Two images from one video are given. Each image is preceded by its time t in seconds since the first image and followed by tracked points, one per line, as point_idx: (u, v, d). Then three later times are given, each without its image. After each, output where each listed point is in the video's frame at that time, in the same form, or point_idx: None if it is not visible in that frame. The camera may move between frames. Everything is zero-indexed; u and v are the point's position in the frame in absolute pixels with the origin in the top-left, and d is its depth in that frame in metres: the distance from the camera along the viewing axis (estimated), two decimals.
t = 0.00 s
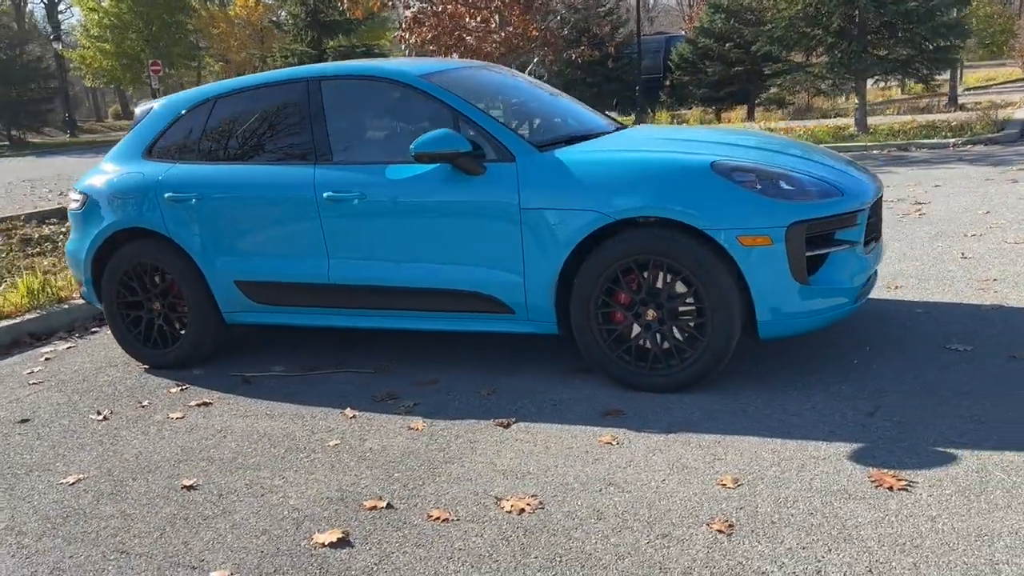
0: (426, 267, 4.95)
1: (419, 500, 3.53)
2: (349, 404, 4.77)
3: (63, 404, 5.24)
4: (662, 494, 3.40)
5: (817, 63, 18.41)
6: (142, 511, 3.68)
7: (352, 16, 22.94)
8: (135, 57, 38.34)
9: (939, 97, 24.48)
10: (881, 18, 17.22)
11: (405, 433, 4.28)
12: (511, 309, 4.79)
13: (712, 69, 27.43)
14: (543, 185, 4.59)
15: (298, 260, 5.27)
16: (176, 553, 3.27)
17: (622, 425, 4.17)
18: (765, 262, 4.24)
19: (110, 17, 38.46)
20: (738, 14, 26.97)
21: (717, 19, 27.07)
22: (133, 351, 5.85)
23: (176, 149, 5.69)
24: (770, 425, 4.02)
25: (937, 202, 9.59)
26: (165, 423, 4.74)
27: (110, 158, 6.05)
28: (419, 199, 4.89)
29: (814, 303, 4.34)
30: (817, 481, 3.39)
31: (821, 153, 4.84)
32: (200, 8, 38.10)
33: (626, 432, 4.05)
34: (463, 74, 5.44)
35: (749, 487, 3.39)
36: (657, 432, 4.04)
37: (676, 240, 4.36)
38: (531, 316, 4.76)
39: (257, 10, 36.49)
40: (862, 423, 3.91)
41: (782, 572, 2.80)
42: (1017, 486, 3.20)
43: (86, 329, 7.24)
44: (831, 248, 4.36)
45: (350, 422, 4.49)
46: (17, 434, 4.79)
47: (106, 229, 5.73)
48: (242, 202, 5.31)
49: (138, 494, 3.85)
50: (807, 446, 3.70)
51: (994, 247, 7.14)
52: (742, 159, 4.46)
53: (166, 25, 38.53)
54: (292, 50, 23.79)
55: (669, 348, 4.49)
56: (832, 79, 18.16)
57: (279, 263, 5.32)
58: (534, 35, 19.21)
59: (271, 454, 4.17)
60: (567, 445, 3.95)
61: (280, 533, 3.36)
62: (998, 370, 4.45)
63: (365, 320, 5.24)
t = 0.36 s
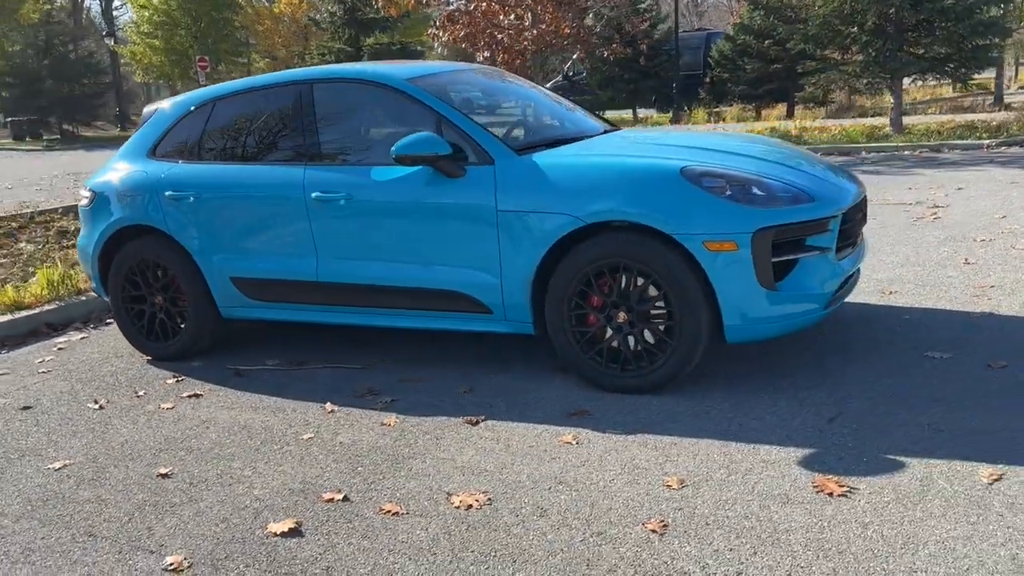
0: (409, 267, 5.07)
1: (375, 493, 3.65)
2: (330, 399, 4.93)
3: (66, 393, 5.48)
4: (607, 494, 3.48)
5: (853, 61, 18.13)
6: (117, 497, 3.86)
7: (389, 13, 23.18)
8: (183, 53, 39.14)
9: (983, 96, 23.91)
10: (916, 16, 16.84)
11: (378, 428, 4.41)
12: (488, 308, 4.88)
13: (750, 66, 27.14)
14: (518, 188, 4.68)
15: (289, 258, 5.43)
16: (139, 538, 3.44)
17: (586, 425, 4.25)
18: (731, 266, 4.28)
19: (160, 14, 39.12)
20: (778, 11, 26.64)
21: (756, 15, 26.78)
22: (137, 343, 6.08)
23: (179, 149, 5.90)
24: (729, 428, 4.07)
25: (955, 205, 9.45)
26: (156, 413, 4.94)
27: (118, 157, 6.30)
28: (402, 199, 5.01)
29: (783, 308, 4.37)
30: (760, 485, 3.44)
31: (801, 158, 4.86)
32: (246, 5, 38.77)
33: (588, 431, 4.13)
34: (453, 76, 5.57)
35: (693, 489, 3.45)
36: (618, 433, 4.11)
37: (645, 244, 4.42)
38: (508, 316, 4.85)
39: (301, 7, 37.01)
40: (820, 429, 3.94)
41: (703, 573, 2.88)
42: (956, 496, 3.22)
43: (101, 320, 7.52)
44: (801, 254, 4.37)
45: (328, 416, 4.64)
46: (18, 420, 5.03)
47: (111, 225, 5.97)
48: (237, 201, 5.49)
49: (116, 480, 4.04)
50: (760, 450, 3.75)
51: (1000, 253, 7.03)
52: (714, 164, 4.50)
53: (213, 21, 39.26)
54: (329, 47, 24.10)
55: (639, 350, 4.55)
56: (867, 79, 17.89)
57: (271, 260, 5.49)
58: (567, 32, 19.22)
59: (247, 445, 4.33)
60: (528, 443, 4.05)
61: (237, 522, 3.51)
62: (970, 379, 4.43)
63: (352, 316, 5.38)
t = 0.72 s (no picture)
0: (395, 266, 5.10)
1: (334, 492, 3.69)
2: (315, 396, 4.99)
3: (66, 382, 5.63)
4: (560, 500, 3.47)
5: (894, 62, 17.72)
6: (89, 487, 3.96)
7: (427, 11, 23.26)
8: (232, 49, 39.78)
9: None
10: (960, 15, 16.35)
11: (353, 426, 4.45)
12: (471, 309, 4.88)
13: (794, 64, 26.66)
14: (500, 190, 4.68)
15: (282, 255, 5.50)
16: (101, 529, 3.52)
17: (557, 430, 4.24)
18: (707, 273, 4.24)
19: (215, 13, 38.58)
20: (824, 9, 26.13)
21: (800, 13, 26.29)
22: (140, 336, 6.21)
23: (183, 147, 6.02)
24: (699, 436, 4.03)
25: (983, 212, 9.19)
26: (146, 405, 5.06)
27: (127, 153, 6.44)
28: (389, 199, 5.04)
29: (761, 316, 4.31)
30: (714, 496, 3.40)
31: (790, 165, 4.79)
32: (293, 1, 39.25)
33: (557, 436, 4.12)
34: (448, 76, 5.59)
35: (647, 498, 3.43)
36: (587, 439, 4.10)
37: (623, 248, 4.39)
38: (489, 317, 4.84)
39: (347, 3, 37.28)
40: (790, 441, 3.88)
41: None
42: (911, 515, 3.14)
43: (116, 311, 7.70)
44: (781, 262, 4.31)
45: (308, 413, 4.70)
46: (16, 408, 5.19)
47: (116, 220, 6.11)
48: (234, 198, 5.58)
49: (93, 470, 4.15)
50: (723, 460, 3.71)
51: (1017, 263, 6.83)
52: (695, 168, 4.45)
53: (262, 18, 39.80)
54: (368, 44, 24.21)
55: (616, 355, 4.52)
56: (908, 80, 17.47)
57: (266, 257, 5.57)
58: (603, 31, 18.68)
59: (224, 440, 4.41)
60: (496, 446, 4.05)
61: (197, 516, 3.57)
62: (956, 394, 4.32)
63: (343, 314, 5.43)
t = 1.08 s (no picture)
0: (386, 269, 5.13)
1: (300, 495, 3.73)
2: (304, 396, 5.05)
3: (73, 374, 5.79)
4: (518, 511, 3.46)
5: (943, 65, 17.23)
6: (71, 481, 4.06)
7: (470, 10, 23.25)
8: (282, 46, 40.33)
9: None
10: (1011, 18, 15.83)
11: (334, 428, 4.50)
12: (458, 313, 4.90)
13: (843, 66, 26.05)
14: (488, 196, 4.68)
15: (281, 256, 5.58)
16: (71, 523, 3.61)
17: (532, 439, 4.23)
18: (687, 285, 4.18)
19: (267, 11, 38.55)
20: (875, 9, 25.54)
21: (851, 14, 25.71)
22: (149, 330, 6.36)
23: (192, 147, 6.14)
24: (672, 450, 3.98)
25: (1016, 223, 8.89)
26: (142, 399, 5.18)
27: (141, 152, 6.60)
28: (381, 202, 5.08)
29: (743, 330, 4.23)
30: (673, 513, 3.36)
31: (784, 174, 4.69)
32: None
33: (530, 445, 4.11)
34: (447, 80, 5.60)
35: (605, 512, 3.41)
36: (560, 449, 4.08)
37: (605, 257, 4.34)
38: (476, 322, 4.85)
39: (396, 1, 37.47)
40: (762, 458, 3.81)
41: None
42: (869, 541, 3.06)
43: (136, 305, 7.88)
44: (766, 274, 4.22)
45: (294, 413, 4.77)
46: (21, 398, 5.35)
47: (128, 217, 6.26)
48: (236, 198, 5.67)
49: (79, 463, 4.27)
50: (690, 477, 3.66)
51: None
52: (681, 178, 4.39)
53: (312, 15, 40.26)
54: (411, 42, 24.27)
55: (599, 365, 4.48)
56: (957, 84, 16.97)
57: (266, 257, 5.64)
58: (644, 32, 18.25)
59: (207, 438, 4.49)
60: (467, 453, 4.06)
61: (165, 515, 3.64)
62: (945, 413, 4.19)
63: (338, 315, 5.49)
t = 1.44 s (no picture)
0: (378, 265, 5.26)
1: (270, 481, 3.86)
2: (296, 387, 5.21)
3: (87, 359, 6.04)
4: (472, 502, 3.54)
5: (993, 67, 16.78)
6: (62, 460, 4.27)
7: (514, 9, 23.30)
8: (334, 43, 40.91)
9: None
10: None
11: (317, 417, 4.64)
12: (444, 310, 5.00)
13: (895, 67, 25.12)
14: (473, 195, 4.77)
15: (282, 250, 5.74)
16: (53, 499, 3.80)
17: (504, 434, 4.31)
18: (659, 286, 4.21)
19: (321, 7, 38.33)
20: (929, 9, 24.96)
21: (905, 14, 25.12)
22: (163, 319, 6.60)
23: (206, 141, 6.34)
24: (636, 450, 4.03)
25: None
26: (145, 385, 5.39)
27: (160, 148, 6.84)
28: (374, 199, 5.20)
29: (715, 332, 4.24)
30: (621, 510, 3.41)
31: (768, 177, 4.69)
32: None
33: (500, 440, 4.19)
34: (449, 78, 5.68)
35: (555, 507, 3.47)
36: (528, 445, 4.15)
37: (580, 257, 4.39)
38: (461, 318, 4.94)
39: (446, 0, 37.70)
40: (723, 460, 3.83)
41: None
42: (807, 544, 3.07)
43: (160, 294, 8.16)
44: (740, 277, 4.24)
45: (283, 402, 4.92)
46: (34, 380, 5.61)
47: (144, 210, 6.50)
48: (242, 193, 5.86)
49: (74, 443, 4.47)
50: (647, 476, 3.70)
51: None
52: (659, 179, 4.42)
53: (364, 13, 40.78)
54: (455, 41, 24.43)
55: (575, 363, 4.53)
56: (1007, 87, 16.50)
57: (268, 251, 5.81)
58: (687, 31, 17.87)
59: (197, 423, 4.66)
60: (438, 445, 4.16)
61: (141, 494, 3.80)
62: (919, 421, 4.15)
63: (335, 309, 5.63)
